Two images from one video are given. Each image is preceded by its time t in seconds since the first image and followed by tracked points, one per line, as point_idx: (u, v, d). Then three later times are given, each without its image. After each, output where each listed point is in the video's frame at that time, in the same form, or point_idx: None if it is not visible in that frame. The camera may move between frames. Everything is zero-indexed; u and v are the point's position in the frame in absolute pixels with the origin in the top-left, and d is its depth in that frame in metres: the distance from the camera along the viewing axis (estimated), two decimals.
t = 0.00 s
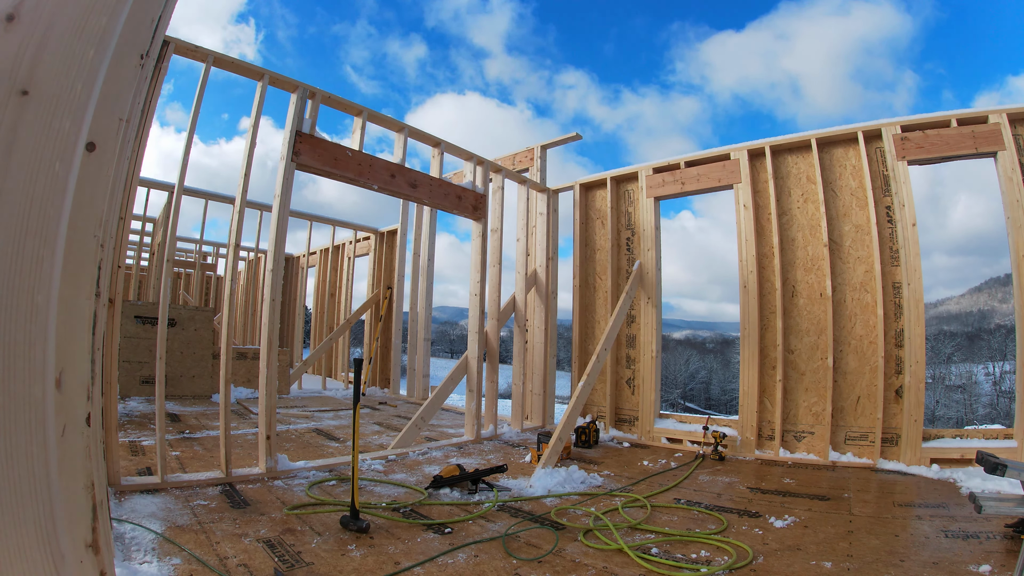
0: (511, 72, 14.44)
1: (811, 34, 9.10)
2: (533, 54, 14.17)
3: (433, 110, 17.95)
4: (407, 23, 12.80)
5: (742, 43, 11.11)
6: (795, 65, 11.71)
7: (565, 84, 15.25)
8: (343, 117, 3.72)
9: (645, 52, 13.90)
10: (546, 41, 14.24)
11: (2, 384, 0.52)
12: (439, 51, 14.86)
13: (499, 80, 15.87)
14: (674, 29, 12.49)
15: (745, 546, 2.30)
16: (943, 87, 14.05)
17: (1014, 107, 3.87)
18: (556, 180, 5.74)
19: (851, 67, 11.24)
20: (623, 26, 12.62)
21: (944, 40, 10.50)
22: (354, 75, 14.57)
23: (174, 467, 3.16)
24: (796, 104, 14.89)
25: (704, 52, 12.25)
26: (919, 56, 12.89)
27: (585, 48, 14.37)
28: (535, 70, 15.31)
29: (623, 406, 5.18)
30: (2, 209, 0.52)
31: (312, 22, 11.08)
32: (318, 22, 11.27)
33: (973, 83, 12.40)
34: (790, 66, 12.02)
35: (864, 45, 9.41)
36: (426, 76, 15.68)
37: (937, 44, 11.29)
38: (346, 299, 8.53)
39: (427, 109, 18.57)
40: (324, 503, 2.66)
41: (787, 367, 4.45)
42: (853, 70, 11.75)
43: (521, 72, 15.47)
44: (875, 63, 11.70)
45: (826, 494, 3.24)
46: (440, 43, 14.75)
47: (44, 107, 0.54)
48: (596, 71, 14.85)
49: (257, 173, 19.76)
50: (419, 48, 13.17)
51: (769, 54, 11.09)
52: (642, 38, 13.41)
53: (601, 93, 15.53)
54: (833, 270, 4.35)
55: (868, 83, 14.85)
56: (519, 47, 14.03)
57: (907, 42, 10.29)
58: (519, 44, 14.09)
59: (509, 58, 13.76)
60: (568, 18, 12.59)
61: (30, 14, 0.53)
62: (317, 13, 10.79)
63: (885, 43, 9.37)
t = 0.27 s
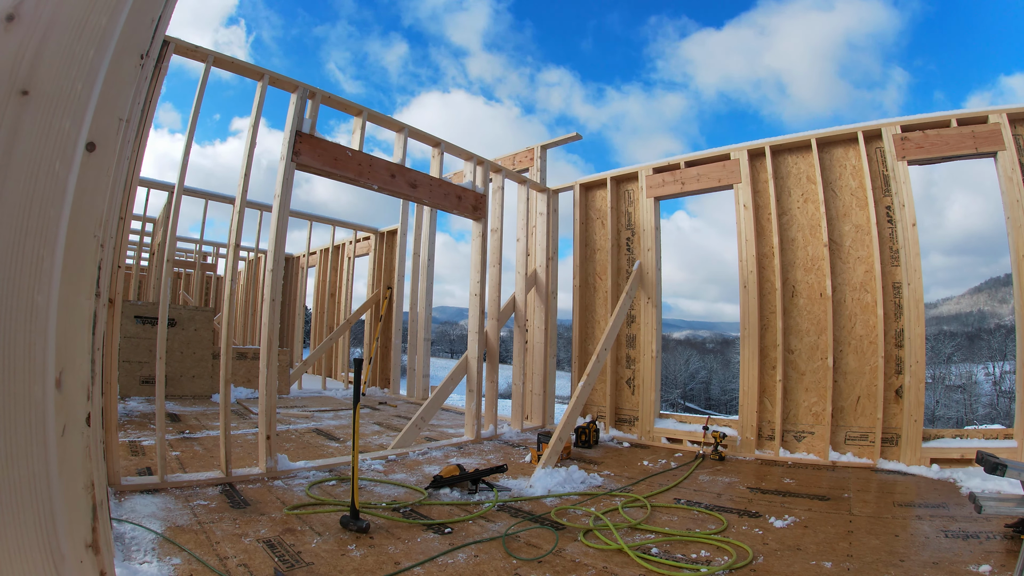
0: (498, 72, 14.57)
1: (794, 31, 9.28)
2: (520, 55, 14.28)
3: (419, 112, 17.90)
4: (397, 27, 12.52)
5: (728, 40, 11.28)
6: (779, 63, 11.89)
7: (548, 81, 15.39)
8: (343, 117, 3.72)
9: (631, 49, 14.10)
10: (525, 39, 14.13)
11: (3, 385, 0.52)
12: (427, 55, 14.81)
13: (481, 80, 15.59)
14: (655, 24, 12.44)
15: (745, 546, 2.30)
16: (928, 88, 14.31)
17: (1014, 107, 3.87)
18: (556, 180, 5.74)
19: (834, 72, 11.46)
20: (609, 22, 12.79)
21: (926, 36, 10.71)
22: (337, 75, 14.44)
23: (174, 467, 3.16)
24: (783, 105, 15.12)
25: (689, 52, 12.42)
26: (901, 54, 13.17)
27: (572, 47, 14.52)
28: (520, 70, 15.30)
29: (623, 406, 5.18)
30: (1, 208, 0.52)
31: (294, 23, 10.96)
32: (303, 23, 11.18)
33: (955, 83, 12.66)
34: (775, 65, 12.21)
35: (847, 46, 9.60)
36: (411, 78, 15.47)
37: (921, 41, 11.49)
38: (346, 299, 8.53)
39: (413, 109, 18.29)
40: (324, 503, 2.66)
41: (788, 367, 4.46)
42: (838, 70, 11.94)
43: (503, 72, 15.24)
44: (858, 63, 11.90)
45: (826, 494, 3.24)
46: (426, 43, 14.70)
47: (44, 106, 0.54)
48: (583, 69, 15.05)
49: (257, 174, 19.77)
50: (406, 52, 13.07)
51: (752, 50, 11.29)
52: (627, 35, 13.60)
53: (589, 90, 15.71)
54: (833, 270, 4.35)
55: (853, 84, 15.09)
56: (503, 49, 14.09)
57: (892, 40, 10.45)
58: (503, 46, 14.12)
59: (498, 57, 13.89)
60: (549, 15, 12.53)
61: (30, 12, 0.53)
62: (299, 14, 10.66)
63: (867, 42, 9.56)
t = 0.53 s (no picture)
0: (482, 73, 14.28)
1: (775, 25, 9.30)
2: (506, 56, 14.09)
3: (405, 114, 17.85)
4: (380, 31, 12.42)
5: (708, 40, 11.37)
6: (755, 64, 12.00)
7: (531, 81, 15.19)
8: (343, 117, 3.72)
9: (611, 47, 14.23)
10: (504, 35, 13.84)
11: (2, 383, 0.52)
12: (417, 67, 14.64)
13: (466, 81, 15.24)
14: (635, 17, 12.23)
15: (745, 546, 2.30)
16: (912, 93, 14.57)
17: (1014, 107, 3.87)
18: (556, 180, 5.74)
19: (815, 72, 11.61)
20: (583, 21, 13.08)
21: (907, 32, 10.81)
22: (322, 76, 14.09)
23: (174, 467, 3.16)
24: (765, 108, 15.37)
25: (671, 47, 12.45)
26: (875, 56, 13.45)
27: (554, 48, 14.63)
28: (502, 68, 14.97)
29: (623, 406, 5.18)
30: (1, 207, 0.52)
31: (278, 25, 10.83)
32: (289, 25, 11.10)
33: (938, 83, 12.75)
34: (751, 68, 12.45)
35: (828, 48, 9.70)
36: (394, 78, 14.86)
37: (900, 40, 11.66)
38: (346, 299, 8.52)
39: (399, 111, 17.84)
40: (324, 503, 2.66)
41: (787, 367, 4.46)
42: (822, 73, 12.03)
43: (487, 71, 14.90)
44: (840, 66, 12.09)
45: (826, 494, 3.24)
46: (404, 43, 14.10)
47: (44, 107, 0.54)
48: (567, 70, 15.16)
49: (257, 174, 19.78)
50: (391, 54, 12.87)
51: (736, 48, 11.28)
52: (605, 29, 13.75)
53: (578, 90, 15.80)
54: (833, 270, 4.35)
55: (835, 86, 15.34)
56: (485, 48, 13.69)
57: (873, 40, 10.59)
58: (484, 44, 13.70)
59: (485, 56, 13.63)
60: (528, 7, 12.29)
61: (31, 12, 0.53)
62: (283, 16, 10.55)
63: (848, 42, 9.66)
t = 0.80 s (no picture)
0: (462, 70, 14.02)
1: (755, 22, 9.36)
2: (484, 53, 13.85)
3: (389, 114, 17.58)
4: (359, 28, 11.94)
5: (689, 37, 11.46)
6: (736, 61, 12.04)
7: (514, 78, 15.07)
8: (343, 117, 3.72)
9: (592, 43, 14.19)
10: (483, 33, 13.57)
11: (2, 384, 0.52)
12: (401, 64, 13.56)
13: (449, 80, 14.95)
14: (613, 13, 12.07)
15: (745, 546, 2.30)
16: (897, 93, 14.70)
17: (1014, 107, 3.87)
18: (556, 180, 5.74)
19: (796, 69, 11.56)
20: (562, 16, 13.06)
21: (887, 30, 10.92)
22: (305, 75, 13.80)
23: (174, 467, 3.16)
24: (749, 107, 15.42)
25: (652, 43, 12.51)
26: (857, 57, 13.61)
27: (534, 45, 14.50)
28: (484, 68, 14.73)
29: (623, 406, 5.18)
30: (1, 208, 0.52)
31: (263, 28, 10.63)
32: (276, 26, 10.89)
33: (921, 82, 12.89)
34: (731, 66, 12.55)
35: (808, 46, 9.79)
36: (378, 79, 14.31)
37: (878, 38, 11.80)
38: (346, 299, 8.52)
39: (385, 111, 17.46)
40: (324, 503, 2.66)
41: (787, 367, 4.46)
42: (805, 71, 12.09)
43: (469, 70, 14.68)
44: (820, 64, 12.20)
45: (826, 494, 3.24)
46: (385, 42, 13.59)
47: (44, 107, 0.54)
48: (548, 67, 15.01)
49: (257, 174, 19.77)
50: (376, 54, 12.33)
51: (715, 46, 11.38)
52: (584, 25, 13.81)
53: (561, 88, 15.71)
54: (833, 270, 4.35)
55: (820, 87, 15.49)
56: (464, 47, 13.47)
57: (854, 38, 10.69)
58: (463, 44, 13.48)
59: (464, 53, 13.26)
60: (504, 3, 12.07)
61: (31, 12, 0.53)
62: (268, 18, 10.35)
63: (830, 39, 9.69)
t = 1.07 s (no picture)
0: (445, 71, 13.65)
1: (736, 22, 9.54)
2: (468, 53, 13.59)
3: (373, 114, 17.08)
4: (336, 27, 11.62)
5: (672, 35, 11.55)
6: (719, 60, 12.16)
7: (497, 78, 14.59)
8: (342, 117, 3.73)
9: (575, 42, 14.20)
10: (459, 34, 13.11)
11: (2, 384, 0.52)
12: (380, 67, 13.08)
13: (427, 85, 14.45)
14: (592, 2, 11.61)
15: (745, 546, 2.30)
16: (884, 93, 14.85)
17: (1014, 107, 3.87)
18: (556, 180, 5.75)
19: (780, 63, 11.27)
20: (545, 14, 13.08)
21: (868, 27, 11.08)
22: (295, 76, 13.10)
23: (174, 467, 3.16)
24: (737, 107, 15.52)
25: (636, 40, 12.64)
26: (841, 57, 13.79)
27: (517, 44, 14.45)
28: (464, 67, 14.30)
29: (623, 406, 5.18)
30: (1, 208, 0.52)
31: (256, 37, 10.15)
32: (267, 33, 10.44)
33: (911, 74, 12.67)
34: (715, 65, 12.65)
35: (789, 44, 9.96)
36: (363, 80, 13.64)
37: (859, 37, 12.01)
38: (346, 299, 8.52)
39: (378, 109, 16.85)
40: (324, 503, 2.66)
41: (787, 367, 4.46)
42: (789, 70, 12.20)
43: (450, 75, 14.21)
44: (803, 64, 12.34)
45: (826, 494, 3.24)
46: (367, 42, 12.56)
47: (44, 108, 0.54)
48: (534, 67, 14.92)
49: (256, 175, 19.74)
50: (353, 53, 11.93)
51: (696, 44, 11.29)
52: (566, 22, 13.83)
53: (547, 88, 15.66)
54: (833, 270, 4.35)
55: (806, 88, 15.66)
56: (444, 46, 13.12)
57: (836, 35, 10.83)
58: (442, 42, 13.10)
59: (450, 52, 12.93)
60: None
61: (30, 13, 0.53)
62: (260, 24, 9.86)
63: (811, 37, 9.89)
